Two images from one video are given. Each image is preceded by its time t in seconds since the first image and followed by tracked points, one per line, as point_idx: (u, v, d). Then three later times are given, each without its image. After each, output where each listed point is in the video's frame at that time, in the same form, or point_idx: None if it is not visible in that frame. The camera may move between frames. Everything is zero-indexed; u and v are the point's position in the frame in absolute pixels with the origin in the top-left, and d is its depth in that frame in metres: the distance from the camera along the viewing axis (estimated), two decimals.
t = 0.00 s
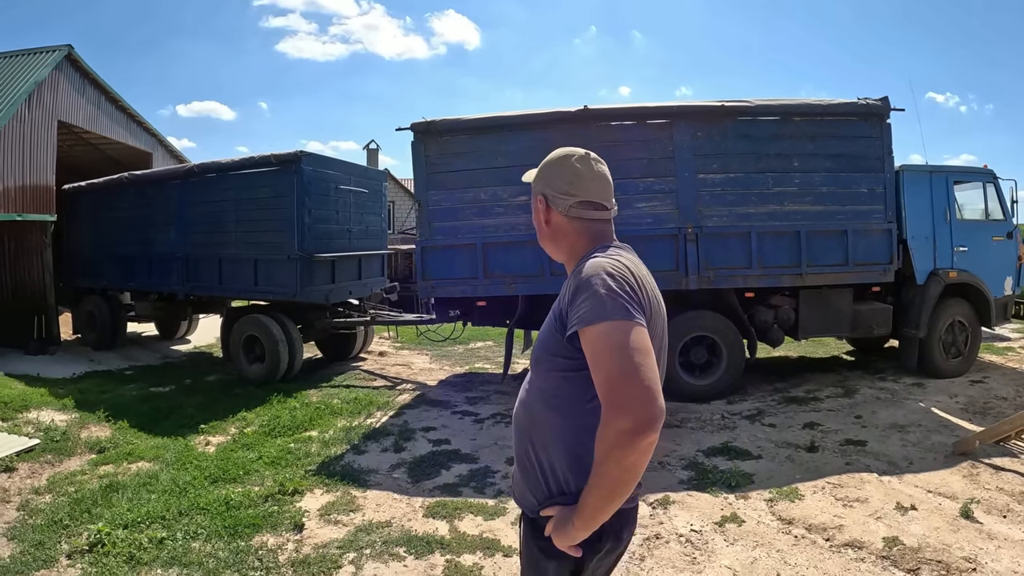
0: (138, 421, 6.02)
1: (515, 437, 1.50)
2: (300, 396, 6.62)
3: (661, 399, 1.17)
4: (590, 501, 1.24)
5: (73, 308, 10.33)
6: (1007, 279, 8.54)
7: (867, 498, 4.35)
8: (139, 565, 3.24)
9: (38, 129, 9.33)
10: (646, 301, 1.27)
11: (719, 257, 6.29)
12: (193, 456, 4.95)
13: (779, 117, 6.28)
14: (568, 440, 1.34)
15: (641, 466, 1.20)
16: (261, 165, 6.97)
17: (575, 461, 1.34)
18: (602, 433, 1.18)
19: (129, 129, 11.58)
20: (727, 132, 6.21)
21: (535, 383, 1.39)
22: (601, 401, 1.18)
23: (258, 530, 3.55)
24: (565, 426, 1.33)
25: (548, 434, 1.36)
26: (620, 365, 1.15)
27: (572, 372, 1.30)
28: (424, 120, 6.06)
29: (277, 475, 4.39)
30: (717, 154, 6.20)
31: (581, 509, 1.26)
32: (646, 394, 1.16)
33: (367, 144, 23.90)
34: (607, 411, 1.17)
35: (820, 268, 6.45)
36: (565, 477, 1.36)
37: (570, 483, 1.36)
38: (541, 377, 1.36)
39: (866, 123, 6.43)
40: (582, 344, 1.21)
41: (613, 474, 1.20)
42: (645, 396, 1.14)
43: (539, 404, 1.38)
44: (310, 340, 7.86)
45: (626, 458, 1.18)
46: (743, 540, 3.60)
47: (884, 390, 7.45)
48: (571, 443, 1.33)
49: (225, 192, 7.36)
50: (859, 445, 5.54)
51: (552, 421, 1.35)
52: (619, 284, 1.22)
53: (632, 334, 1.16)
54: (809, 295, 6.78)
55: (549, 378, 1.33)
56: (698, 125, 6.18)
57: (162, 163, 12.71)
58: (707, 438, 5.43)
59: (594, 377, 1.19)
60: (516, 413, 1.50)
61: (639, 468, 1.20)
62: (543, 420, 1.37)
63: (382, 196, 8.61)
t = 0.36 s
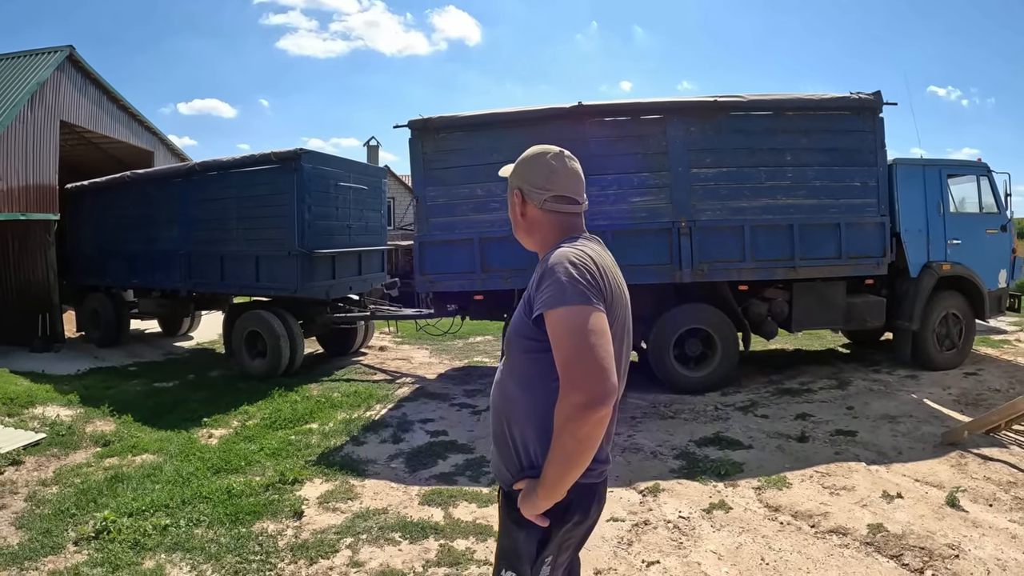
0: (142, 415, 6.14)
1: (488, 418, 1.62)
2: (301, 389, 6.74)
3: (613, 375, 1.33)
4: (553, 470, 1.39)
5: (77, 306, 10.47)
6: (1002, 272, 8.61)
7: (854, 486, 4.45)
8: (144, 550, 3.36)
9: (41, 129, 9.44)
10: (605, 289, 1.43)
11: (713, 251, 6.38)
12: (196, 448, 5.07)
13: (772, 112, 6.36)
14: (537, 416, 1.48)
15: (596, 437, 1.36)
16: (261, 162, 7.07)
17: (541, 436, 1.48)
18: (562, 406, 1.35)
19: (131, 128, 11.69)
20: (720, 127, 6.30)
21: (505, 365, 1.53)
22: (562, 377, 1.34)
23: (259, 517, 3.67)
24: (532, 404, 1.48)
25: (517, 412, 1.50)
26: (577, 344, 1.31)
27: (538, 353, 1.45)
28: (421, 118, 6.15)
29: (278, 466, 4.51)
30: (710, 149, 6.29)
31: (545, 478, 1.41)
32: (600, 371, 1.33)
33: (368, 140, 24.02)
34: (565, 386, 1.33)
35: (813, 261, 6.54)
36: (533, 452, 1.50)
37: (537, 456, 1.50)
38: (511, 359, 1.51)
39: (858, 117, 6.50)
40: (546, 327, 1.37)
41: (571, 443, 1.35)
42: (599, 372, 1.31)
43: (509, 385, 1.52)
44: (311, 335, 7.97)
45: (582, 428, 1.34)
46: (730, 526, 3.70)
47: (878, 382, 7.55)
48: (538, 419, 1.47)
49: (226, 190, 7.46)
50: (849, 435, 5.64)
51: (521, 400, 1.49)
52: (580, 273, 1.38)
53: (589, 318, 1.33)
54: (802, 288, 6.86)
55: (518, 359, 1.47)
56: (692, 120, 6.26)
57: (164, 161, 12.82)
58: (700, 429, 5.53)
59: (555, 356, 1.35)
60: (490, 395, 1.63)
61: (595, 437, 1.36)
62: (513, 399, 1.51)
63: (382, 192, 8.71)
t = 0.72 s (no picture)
0: (144, 408, 6.26)
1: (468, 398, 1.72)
2: (300, 381, 6.85)
3: (584, 353, 1.43)
4: (528, 444, 1.49)
5: (78, 301, 10.58)
6: (994, 263, 8.69)
7: (839, 473, 4.56)
8: (146, 535, 3.47)
9: (41, 126, 9.53)
10: (576, 274, 1.53)
11: (705, 242, 6.47)
12: (196, 438, 5.19)
13: (763, 104, 6.43)
14: (512, 394, 1.58)
15: (569, 411, 1.46)
16: (259, 158, 7.15)
17: (517, 412, 1.59)
18: (537, 382, 1.44)
19: (129, 124, 11.76)
20: (712, 119, 6.37)
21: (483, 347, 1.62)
22: (536, 355, 1.44)
23: (258, 503, 3.78)
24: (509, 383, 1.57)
25: (495, 390, 1.60)
26: (550, 324, 1.41)
27: (513, 335, 1.55)
28: (416, 112, 6.23)
29: (276, 454, 4.63)
30: (702, 142, 6.36)
31: (521, 451, 1.50)
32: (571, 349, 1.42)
33: (367, 135, 24.08)
34: (539, 363, 1.43)
35: (804, 252, 6.63)
36: (510, 428, 1.60)
37: (514, 433, 1.60)
38: (489, 341, 1.60)
39: (849, 109, 6.58)
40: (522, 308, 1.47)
41: (545, 417, 1.45)
42: (570, 350, 1.41)
43: (487, 365, 1.62)
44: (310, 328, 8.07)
45: (555, 402, 1.44)
46: (715, 511, 3.80)
47: (869, 372, 7.66)
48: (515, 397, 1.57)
49: (225, 185, 7.55)
50: (838, 424, 5.74)
51: (498, 380, 1.59)
52: (552, 259, 1.48)
53: (561, 299, 1.43)
54: (794, 279, 6.95)
55: (496, 340, 1.57)
56: (683, 113, 6.34)
57: (163, 157, 12.90)
58: (691, 417, 5.64)
59: (531, 336, 1.45)
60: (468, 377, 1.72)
61: (567, 412, 1.45)
62: (492, 379, 1.61)
63: (379, 185, 8.79)
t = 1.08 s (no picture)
0: (154, 404, 6.36)
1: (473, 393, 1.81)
2: (307, 378, 6.95)
3: (584, 346, 1.51)
4: (530, 433, 1.56)
5: (88, 298, 10.71)
6: (998, 265, 8.71)
7: (838, 473, 4.62)
8: (158, 528, 3.56)
9: (51, 125, 9.64)
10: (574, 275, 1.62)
11: (708, 243, 6.53)
12: (206, 434, 5.28)
13: (767, 106, 6.48)
14: (516, 388, 1.67)
15: (568, 401, 1.54)
16: (268, 157, 7.25)
17: (519, 406, 1.67)
18: (539, 374, 1.52)
19: (139, 122, 11.88)
20: (717, 120, 6.43)
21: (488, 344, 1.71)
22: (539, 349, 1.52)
23: (267, 498, 3.88)
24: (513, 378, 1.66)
25: (499, 385, 1.69)
26: (551, 319, 1.49)
27: (516, 333, 1.63)
28: (424, 113, 6.31)
29: (285, 450, 4.72)
30: (706, 143, 6.42)
31: (524, 440, 1.58)
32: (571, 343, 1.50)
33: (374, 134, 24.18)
34: (541, 356, 1.51)
35: (807, 254, 6.68)
36: (512, 421, 1.68)
37: (516, 425, 1.69)
38: (493, 338, 1.68)
39: (853, 111, 6.61)
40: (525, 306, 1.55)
41: (547, 407, 1.53)
42: (570, 343, 1.49)
43: (492, 361, 1.71)
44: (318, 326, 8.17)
45: (556, 391, 1.52)
46: (714, 509, 3.88)
47: (872, 373, 7.71)
48: (518, 391, 1.66)
49: (234, 184, 7.64)
50: (839, 425, 5.80)
51: (502, 375, 1.68)
52: (553, 260, 1.56)
53: (561, 296, 1.51)
54: (797, 280, 7.00)
55: (500, 337, 1.65)
56: (688, 114, 6.40)
57: (171, 155, 13.02)
58: (693, 417, 5.70)
59: (534, 331, 1.53)
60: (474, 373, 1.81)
61: (568, 402, 1.53)
62: (496, 374, 1.69)
63: (387, 184, 8.87)
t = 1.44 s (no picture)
0: (162, 403, 6.39)
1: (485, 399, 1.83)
2: (316, 378, 6.98)
3: (600, 342, 1.54)
4: (552, 432, 1.59)
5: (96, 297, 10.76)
6: (1004, 271, 8.71)
7: (845, 477, 4.63)
8: (169, 527, 3.57)
9: (60, 124, 9.70)
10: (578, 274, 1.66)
11: (716, 246, 6.54)
12: (215, 434, 5.31)
13: (776, 110, 6.49)
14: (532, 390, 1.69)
15: (588, 398, 1.56)
16: (278, 158, 7.29)
17: (536, 407, 1.70)
18: (559, 373, 1.55)
19: (147, 122, 11.95)
20: (725, 124, 6.44)
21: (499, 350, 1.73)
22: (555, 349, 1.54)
23: (278, 498, 3.90)
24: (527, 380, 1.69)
25: (514, 387, 1.72)
26: (566, 320, 1.52)
27: (527, 337, 1.66)
28: (433, 115, 6.34)
29: (295, 451, 4.75)
30: (714, 147, 6.43)
31: (546, 439, 1.60)
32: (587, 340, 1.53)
33: (381, 135, 24.25)
34: (560, 356, 1.53)
35: (815, 258, 6.69)
36: (526, 422, 1.71)
37: (530, 426, 1.72)
38: (504, 343, 1.71)
39: (861, 116, 6.61)
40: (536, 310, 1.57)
41: (568, 405, 1.56)
42: (587, 341, 1.51)
43: (504, 365, 1.73)
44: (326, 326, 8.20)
45: (576, 391, 1.54)
46: (722, 512, 3.89)
47: (878, 377, 7.71)
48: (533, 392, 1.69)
49: (243, 184, 7.69)
50: (845, 428, 5.80)
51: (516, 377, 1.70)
52: (557, 262, 1.59)
53: (573, 297, 1.54)
54: (805, 284, 7.00)
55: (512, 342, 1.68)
56: (696, 118, 6.41)
57: (179, 155, 13.09)
58: (701, 419, 5.71)
59: (549, 332, 1.55)
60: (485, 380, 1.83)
61: (588, 398, 1.56)
62: (510, 377, 1.72)
63: (395, 186, 8.90)
